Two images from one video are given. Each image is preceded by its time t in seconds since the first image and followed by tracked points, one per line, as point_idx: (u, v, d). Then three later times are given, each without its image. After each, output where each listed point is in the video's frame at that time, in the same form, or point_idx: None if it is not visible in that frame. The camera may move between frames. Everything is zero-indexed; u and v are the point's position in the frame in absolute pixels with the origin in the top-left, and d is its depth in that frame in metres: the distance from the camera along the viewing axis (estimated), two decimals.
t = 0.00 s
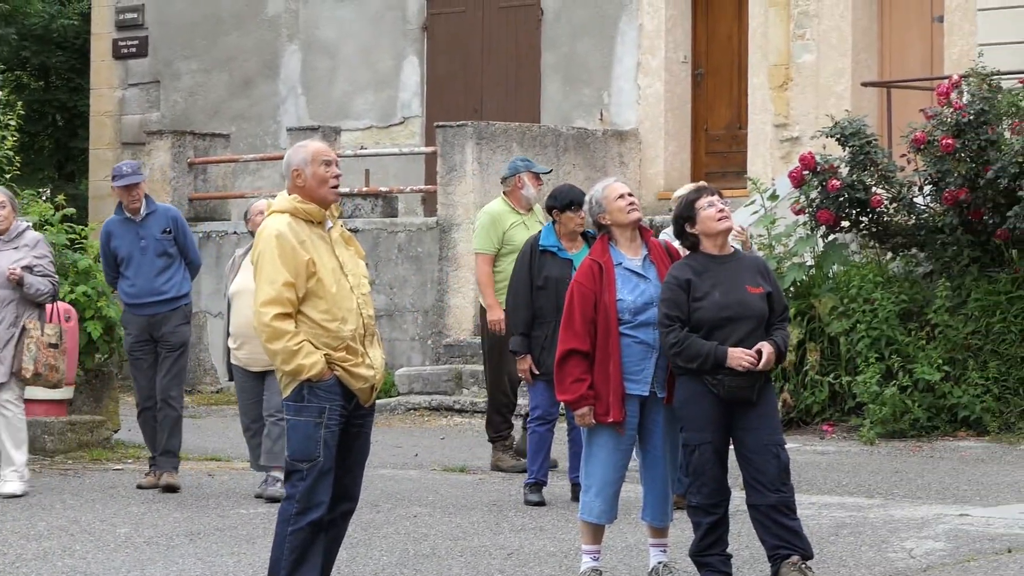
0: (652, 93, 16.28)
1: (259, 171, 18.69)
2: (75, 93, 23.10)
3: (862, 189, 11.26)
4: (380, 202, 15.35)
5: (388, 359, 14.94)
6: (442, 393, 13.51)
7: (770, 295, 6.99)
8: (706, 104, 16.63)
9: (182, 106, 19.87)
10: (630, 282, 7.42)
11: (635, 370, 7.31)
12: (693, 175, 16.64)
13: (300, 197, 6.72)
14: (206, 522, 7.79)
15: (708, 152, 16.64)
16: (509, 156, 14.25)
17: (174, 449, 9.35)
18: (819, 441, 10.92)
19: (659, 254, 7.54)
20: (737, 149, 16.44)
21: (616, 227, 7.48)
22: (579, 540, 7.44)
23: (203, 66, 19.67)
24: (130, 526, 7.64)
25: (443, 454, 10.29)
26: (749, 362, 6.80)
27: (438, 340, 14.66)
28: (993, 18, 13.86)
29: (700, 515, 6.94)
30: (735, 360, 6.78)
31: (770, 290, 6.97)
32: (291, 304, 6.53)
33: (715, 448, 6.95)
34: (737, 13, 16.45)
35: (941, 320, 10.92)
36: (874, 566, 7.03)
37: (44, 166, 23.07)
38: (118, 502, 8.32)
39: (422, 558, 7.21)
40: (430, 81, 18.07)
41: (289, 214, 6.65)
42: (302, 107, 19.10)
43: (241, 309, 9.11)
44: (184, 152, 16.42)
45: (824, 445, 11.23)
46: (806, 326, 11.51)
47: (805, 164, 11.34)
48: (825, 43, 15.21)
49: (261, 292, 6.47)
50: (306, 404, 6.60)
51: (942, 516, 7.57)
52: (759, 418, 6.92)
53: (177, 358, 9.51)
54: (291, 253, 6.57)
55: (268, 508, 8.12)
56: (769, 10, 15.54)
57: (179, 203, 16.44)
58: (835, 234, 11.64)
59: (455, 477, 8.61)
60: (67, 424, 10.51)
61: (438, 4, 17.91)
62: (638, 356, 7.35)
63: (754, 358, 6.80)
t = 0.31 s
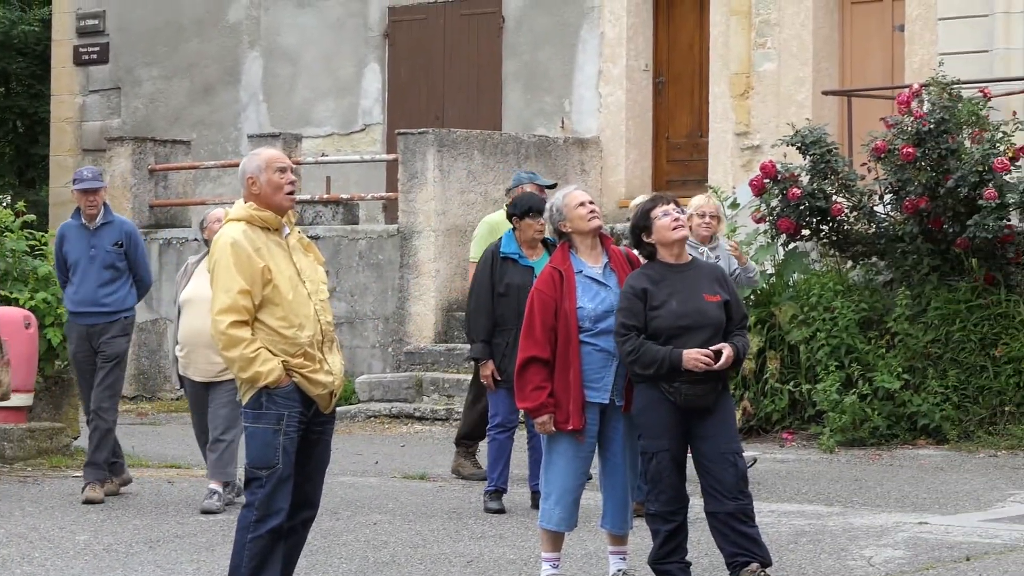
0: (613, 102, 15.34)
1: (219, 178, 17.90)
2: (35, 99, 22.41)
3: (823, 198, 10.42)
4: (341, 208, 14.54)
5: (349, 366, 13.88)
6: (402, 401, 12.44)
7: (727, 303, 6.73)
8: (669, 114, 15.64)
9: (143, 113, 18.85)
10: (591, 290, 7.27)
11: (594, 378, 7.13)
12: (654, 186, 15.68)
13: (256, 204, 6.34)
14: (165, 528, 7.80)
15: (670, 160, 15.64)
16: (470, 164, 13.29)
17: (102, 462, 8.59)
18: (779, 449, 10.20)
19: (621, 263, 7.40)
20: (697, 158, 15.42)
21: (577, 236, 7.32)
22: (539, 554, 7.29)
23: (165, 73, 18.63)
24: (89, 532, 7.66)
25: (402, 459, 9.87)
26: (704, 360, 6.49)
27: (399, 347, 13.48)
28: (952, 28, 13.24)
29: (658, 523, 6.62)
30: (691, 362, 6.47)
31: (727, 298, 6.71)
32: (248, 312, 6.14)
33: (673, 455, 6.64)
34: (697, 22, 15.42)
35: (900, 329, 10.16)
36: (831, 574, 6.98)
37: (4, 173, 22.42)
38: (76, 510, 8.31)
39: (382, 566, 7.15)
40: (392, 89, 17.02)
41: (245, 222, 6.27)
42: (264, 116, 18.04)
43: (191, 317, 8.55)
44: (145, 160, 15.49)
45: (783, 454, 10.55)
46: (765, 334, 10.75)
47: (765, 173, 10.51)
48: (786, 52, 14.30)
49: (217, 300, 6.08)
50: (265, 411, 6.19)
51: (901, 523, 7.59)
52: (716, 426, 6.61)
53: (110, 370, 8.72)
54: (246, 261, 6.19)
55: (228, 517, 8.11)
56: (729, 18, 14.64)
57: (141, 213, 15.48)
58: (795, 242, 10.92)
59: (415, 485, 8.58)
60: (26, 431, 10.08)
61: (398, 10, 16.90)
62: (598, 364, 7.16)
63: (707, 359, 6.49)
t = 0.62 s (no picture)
0: (583, 106, 15.22)
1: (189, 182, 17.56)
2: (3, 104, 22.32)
3: (792, 203, 10.42)
4: (309, 214, 14.05)
5: (318, 371, 13.50)
6: (372, 406, 12.28)
7: (693, 307, 6.57)
8: (638, 119, 15.48)
9: (112, 117, 18.46)
10: (560, 294, 6.94)
11: (563, 383, 6.80)
12: (623, 190, 15.47)
13: (224, 208, 6.23)
14: (135, 532, 7.80)
15: (639, 165, 15.46)
16: (439, 168, 13.09)
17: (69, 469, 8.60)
18: (749, 453, 10.08)
19: (589, 267, 7.09)
20: (668, 162, 15.25)
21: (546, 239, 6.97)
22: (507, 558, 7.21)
23: (134, 76, 18.28)
24: (58, 537, 7.66)
25: (371, 464, 9.85)
26: (670, 357, 6.32)
27: (369, 351, 13.13)
28: (923, 33, 12.97)
29: (626, 528, 6.48)
30: (656, 359, 6.30)
31: (693, 301, 6.56)
32: (215, 316, 6.04)
33: (641, 460, 6.47)
34: (667, 26, 15.26)
35: (870, 334, 10.11)
36: None
37: None
38: (44, 514, 8.30)
39: (351, 570, 7.08)
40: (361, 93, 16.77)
41: (213, 226, 6.16)
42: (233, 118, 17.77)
43: (152, 320, 8.45)
44: (114, 164, 14.76)
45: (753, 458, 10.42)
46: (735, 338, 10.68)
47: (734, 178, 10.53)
48: (756, 57, 14.11)
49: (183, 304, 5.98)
50: (231, 416, 6.09)
51: (870, 527, 7.59)
52: (684, 430, 6.44)
53: (70, 378, 8.67)
54: (213, 265, 6.09)
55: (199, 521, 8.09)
56: (699, 22, 14.43)
57: (111, 216, 14.82)
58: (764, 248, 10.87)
59: (384, 490, 8.59)
60: None
61: (368, 14, 16.68)
62: (567, 368, 6.84)
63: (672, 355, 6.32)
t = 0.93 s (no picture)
0: (546, 109, 15.18)
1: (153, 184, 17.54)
2: None
3: (755, 207, 10.41)
4: (273, 216, 14.26)
5: (280, 373, 13.46)
6: (335, 409, 12.26)
7: (653, 306, 6.34)
8: (601, 122, 15.46)
9: (75, 119, 18.43)
10: (522, 296, 6.66)
11: (524, 385, 6.52)
12: (586, 193, 15.46)
13: (184, 210, 6.09)
14: (96, 536, 7.78)
15: (602, 168, 15.45)
16: (402, 171, 13.07)
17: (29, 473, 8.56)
18: (711, 455, 10.11)
19: (552, 268, 6.81)
20: (630, 166, 15.23)
21: (508, 242, 6.70)
22: (468, 561, 7.17)
23: (96, 79, 18.27)
24: (18, 541, 7.63)
25: (333, 467, 9.86)
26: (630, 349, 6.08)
27: (331, 354, 13.11)
28: (885, 35, 13.00)
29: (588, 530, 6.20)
30: (617, 352, 6.05)
31: (654, 300, 6.32)
32: (175, 320, 5.90)
33: (603, 462, 6.20)
34: (629, 29, 15.26)
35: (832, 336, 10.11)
36: None
37: None
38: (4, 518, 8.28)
39: (313, 573, 7.03)
40: (324, 96, 16.75)
41: (173, 229, 6.02)
42: (195, 121, 17.73)
43: (101, 325, 8.31)
44: (76, 166, 14.64)
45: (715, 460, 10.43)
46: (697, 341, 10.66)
47: (697, 181, 10.52)
48: (718, 60, 14.10)
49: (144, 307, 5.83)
50: (192, 419, 5.99)
51: (832, 531, 7.59)
52: (646, 430, 6.19)
53: (21, 385, 8.69)
54: (174, 267, 5.95)
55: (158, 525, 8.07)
56: (662, 25, 14.41)
57: (72, 218, 14.71)
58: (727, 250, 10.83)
59: (345, 493, 8.58)
60: None
61: (330, 17, 16.64)
62: (528, 371, 6.56)
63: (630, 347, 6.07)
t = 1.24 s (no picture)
0: (519, 109, 15.19)
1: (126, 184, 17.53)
2: None
3: (728, 207, 10.42)
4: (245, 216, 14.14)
5: (253, 374, 13.44)
6: (308, 409, 12.26)
7: (628, 307, 6.14)
8: (574, 122, 15.48)
9: (47, 119, 18.40)
10: (495, 297, 6.54)
11: (499, 385, 6.39)
12: (559, 193, 15.47)
13: (156, 210, 6.04)
14: (68, 536, 7.77)
15: (575, 169, 15.46)
16: (375, 171, 13.08)
17: None
18: (683, 456, 10.13)
19: (525, 269, 6.68)
20: (603, 166, 15.24)
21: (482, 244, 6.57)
22: (441, 561, 7.16)
23: (69, 78, 18.25)
24: None
25: (305, 467, 9.85)
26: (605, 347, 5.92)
27: (304, 354, 13.09)
28: (856, 36, 13.04)
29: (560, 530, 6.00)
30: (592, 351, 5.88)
31: (628, 301, 6.12)
32: (147, 320, 5.85)
33: (576, 462, 6.03)
34: (602, 30, 15.30)
35: (806, 337, 10.07)
36: None
37: None
38: None
39: (285, 574, 7.01)
40: (296, 96, 16.74)
41: (144, 229, 5.96)
42: (167, 121, 17.73)
43: (49, 326, 8.19)
44: (49, 166, 14.59)
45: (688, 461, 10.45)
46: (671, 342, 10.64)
47: (670, 181, 10.54)
48: (690, 60, 14.11)
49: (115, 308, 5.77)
50: (165, 419, 5.92)
51: (806, 531, 7.59)
52: (619, 432, 6.01)
53: None
54: (146, 268, 5.89)
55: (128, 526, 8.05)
56: (634, 26, 14.43)
57: (46, 219, 14.65)
58: (700, 250, 10.82)
59: (316, 493, 8.58)
60: None
61: (303, 17, 16.63)
62: (502, 373, 6.43)
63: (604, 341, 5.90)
